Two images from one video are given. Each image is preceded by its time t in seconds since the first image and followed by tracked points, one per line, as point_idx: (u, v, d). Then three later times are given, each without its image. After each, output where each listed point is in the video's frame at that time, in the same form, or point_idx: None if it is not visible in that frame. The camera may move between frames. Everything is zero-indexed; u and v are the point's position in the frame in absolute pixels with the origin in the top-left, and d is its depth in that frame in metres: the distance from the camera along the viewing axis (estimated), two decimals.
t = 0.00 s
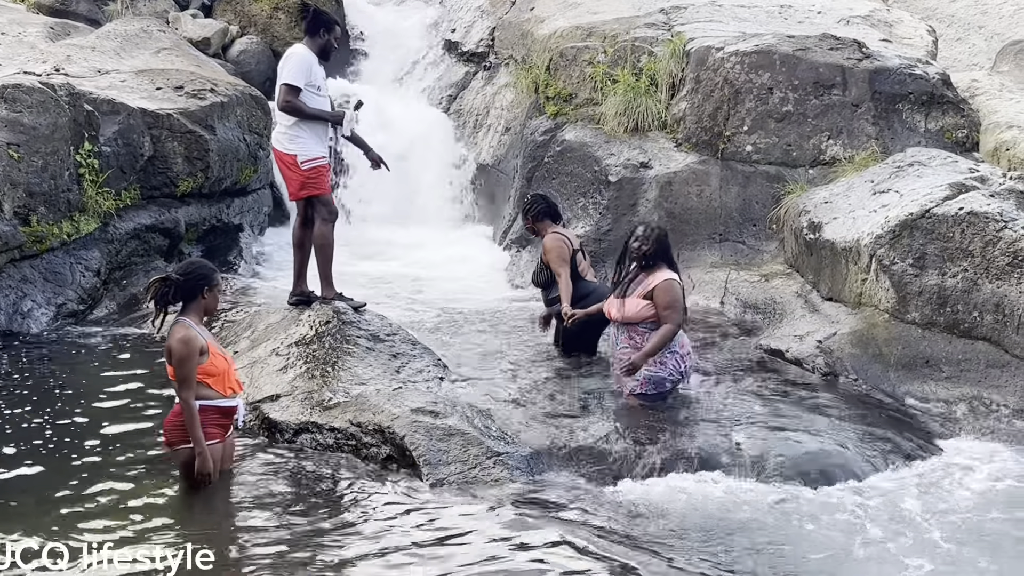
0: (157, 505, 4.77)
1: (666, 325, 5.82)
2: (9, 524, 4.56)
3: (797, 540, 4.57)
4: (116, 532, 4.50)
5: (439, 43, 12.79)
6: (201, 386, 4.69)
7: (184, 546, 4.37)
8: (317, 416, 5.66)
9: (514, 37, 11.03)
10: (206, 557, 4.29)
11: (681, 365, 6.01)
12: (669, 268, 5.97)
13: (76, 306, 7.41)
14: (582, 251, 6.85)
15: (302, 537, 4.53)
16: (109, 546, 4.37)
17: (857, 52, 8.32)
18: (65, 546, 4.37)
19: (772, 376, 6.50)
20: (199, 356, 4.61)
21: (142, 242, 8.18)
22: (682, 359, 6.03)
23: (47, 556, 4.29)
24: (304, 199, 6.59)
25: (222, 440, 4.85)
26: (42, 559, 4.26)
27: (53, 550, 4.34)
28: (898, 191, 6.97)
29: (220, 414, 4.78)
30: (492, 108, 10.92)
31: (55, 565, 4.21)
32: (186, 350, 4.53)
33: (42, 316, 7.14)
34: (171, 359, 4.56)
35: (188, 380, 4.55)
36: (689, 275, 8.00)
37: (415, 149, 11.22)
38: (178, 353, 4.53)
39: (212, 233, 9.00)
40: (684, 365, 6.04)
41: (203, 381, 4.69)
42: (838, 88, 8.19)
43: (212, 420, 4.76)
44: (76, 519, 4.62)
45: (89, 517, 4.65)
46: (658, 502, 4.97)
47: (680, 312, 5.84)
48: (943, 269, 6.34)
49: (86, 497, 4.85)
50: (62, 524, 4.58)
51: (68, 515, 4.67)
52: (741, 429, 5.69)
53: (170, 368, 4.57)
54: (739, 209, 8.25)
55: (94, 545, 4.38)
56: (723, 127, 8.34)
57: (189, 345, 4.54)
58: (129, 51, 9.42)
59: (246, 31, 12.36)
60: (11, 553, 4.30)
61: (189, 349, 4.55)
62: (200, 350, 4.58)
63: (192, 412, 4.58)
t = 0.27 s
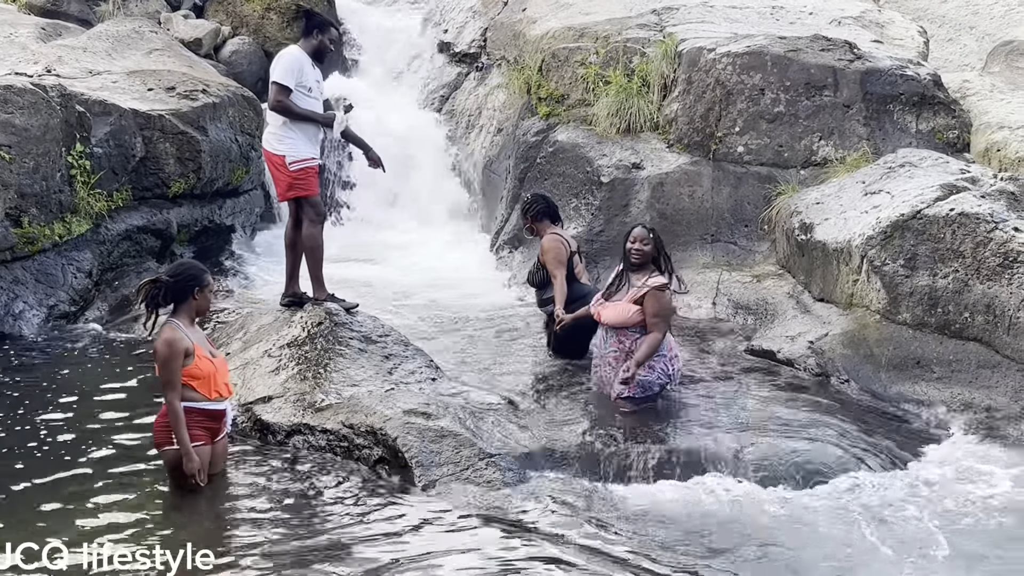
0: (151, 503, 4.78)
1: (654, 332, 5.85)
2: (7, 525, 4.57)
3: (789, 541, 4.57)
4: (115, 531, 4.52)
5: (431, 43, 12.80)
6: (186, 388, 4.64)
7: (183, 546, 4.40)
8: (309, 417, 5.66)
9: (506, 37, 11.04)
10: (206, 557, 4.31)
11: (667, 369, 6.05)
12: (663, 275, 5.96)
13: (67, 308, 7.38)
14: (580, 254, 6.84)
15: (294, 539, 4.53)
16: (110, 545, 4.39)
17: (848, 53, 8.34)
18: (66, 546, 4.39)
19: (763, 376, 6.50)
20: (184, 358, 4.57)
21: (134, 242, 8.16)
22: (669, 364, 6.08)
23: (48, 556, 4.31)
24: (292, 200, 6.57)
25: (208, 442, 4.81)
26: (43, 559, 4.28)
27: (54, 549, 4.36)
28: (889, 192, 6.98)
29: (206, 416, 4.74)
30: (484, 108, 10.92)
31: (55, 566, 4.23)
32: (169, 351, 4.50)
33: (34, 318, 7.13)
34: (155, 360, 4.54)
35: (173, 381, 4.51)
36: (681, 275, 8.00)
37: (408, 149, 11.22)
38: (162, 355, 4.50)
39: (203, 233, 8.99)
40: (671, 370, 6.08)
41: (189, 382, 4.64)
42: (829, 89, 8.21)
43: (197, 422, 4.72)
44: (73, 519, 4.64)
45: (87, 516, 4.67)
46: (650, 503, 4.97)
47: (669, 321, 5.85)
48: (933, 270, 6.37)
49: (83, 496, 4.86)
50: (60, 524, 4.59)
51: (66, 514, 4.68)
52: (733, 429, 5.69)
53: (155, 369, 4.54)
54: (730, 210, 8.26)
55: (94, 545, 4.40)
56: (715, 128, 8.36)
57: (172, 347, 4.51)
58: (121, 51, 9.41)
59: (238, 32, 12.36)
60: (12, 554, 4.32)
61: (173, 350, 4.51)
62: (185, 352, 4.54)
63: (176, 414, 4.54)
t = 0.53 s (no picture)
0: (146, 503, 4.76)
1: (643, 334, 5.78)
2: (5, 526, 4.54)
3: (784, 539, 4.56)
4: (114, 531, 4.49)
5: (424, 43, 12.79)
6: (171, 387, 4.62)
7: (183, 546, 4.37)
8: (302, 417, 5.61)
9: (499, 37, 11.04)
10: (207, 557, 4.28)
11: (664, 367, 5.99)
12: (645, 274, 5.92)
13: (59, 307, 7.36)
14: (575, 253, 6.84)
15: (287, 539, 4.50)
16: (109, 545, 4.36)
17: (841, 52, 8.36)
18: (65, 546, 4.36)
19: (757, 375, 6.49)
20: (170, 357, 4.57)
21: (126, 242, 8.14)
22: (666, 361, 6.01)
23: (48, 557, 4.28)
24: (285, 198, 6.56)
25: (196, 442, 4.77)
26: (43, 559, 4.25)
27: (54, 549, 4.33)
28: (882, 190, 6.98)
29: (193, 416, 4.71)
30: (477, 108, 10.91)
31: (55, 566, 4.20)
32: (155, 351, 4.49)
33: (26, 317, 7.09)
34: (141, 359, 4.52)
35: (154, 381, 4.51)
36: (674, 275, 7.99)
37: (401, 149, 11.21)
38: (148, 354, 4.49)
39: (196, 233, 8.97)
40: (668, 367, 6.02)
41: (174, 382, 4.62)
42: (822, 88, 8.23)
43: (184, 421, 4.69)
44: (72, 519, 4.61)
45: (85, 516, 4.64)
46: (646, 502, 4.95)
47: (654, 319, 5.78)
48: (926, 268, 6.38)
49: (80, 496, 4.83)
50: (58, 524, 4.56)
51: (65, 514, 4.65)
52: (728, 428, 5.67)
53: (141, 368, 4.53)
54: (723, 209, 8.25)
55: (94, 545, 4.37)
56: (708, 127, 8.37)
57: (158, 345, 4.50)
58: (113, 51, 9.38)
59: (230, 31, 12.34)
60: (11, 554, 4.29)
61: (159, 349, 4.50)
62: (170, 351, 4.53)
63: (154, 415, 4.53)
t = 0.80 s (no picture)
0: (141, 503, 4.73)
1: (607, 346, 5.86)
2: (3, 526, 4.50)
3: (778, 537, 4.55)
4: (114, 531, 4.46)
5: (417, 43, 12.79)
6: (161, 388, 4.60)
7: (183, 545, 4.35)
8: (296, 417, 5.60)
9: (492, 37, 11.04)
10: (206, 556, 4.26)
11: (662, 366, 6.00)
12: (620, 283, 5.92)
13: (52, 308, 7.35)
14: (568, 255, 6.87)
15: (281, 538, 4.48)
16: (110, 546, 4.33)
17: (834, 53, 8.38)
18: (65, 546, 4.33)
19: (750, 375, 6.49)
20: (160, 359, 4.56)
21: (120, 243, 8.12)
22: (663, 360, 6.02)
23: (48, 557, 4.25)
24: (283, 199, 6.55)
25: (187, 444, 4.74)
26: (43, 560, 4.22)
27: (54, 550, 4.31)
28: (875, 191, 7.00)
29: (184, 417, 4.68)
30: (471, 108, 10.87)
31: (55, 566, 4.17)
32: (145, 351, 4.49)
33: (19, 319, 7.07)
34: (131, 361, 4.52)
35: (141, 381, 4.51)
36: (668, 275, 7.99)
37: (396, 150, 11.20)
38: (138, 355, 4.50)
39: (190, 233, 8.95)
40: (666, 366, 6.03)
41: (163, 382, 4.60)
42: (815, 88, 8.24)
43: (174, 423, 4.67)
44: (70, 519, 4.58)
45: (83, 514, 4.62)
46: (640, 501, 4.94)
47: (617, 328, 5.83)
48: (918, 268, 6.39)
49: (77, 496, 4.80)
50: (57, 524, 4.53)
51: (63, 514, 4.63)
52: (721, 428, 5.68)
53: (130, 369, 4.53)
54: (717, 210, 8.27)
55: (94, 545, 4.34)
56: (702, 127, 8.39)
57: (149, 347, 4.50)
58: (106, 51, 9.37)
59: (224, 31, 12.33)
60: (12, 554, 4.26)
61: (150, 350, 4.50)
62: (160, 352, 4.52)
63: (139, 416, 4.54)
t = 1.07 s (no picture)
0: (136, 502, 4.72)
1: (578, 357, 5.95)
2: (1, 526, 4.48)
3: (772, 535, 4.54)
4: (113, 531, 4.45)
5: (410, 43, 12.80)
6: (152, 388, 4.57)
7: (184, 545, 4.34)
8: (290, 418, 5.55)
9: (486, 37, 11.07)
10: (206, 556, 4.25)
11: (658, 367, 5.96)
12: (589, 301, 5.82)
13: (46, 309, 7.34)
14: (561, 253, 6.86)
15: (273, 537, 4.47)
16: (110, 546, 4.32)
17: (828, 53, 8.40)
18: (65, 546, 4.32)
19: (744, 375, 6.49)
20: (153, 360, 4.54)
21: (113, 243, 8.11)
22: (659, 361, 5.98)
23: (48, 557, 4.23)
24: (282, 201, 6.54)
25: (180, 444, 4.72)
26: (43, 560, 4.20)
27: (54, 549, 4.29)
28: (868, 191, 7.01)
29: (177, 418, 4.66)
30: (464, 109, 10.88)
31: (55, 566, 4.16)
32: (137, 353, 4.48)
33: (12, 319, 7.06)
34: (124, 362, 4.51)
35: (133, 382, 4.50)
36: (662, 275, 8.00)
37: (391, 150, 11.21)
38: (131, 356, 4.49)
39: (183, 234, 8.95)
40: (663, 366, 5.99)
41: (155, 383, 4.57)
42: (809, 88, 8.26)
43: (166, 423, 4.65)
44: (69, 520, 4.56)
45: (80, 514, 4.60)
46: (635, 500, 4.93)
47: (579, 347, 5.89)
48: (911, 268, 6.41)
49: (73, 496, 4.78)
50: (55, 525, 4.51)
51: (61, 515, 4.61)
52: (715, 427, 5.67)
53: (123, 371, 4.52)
54: (710, 210, 8.29)
55: (94, 545, 4.33)
56: (695, 127, 8.40)
57: (141, 349, 4.48)
58: (100, 51, 9.36)
59: (218, 31, 12.33)
60: (12, 555, 4.24)
61: (142, 351, 4.49)
62: (152, 353, 4.51)
63: (132, 418, 4.52)
